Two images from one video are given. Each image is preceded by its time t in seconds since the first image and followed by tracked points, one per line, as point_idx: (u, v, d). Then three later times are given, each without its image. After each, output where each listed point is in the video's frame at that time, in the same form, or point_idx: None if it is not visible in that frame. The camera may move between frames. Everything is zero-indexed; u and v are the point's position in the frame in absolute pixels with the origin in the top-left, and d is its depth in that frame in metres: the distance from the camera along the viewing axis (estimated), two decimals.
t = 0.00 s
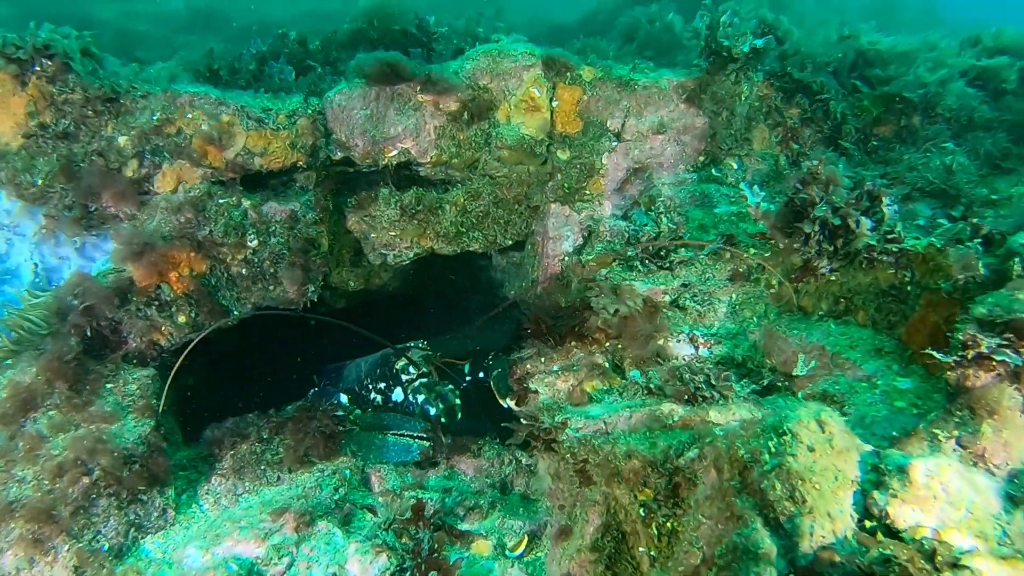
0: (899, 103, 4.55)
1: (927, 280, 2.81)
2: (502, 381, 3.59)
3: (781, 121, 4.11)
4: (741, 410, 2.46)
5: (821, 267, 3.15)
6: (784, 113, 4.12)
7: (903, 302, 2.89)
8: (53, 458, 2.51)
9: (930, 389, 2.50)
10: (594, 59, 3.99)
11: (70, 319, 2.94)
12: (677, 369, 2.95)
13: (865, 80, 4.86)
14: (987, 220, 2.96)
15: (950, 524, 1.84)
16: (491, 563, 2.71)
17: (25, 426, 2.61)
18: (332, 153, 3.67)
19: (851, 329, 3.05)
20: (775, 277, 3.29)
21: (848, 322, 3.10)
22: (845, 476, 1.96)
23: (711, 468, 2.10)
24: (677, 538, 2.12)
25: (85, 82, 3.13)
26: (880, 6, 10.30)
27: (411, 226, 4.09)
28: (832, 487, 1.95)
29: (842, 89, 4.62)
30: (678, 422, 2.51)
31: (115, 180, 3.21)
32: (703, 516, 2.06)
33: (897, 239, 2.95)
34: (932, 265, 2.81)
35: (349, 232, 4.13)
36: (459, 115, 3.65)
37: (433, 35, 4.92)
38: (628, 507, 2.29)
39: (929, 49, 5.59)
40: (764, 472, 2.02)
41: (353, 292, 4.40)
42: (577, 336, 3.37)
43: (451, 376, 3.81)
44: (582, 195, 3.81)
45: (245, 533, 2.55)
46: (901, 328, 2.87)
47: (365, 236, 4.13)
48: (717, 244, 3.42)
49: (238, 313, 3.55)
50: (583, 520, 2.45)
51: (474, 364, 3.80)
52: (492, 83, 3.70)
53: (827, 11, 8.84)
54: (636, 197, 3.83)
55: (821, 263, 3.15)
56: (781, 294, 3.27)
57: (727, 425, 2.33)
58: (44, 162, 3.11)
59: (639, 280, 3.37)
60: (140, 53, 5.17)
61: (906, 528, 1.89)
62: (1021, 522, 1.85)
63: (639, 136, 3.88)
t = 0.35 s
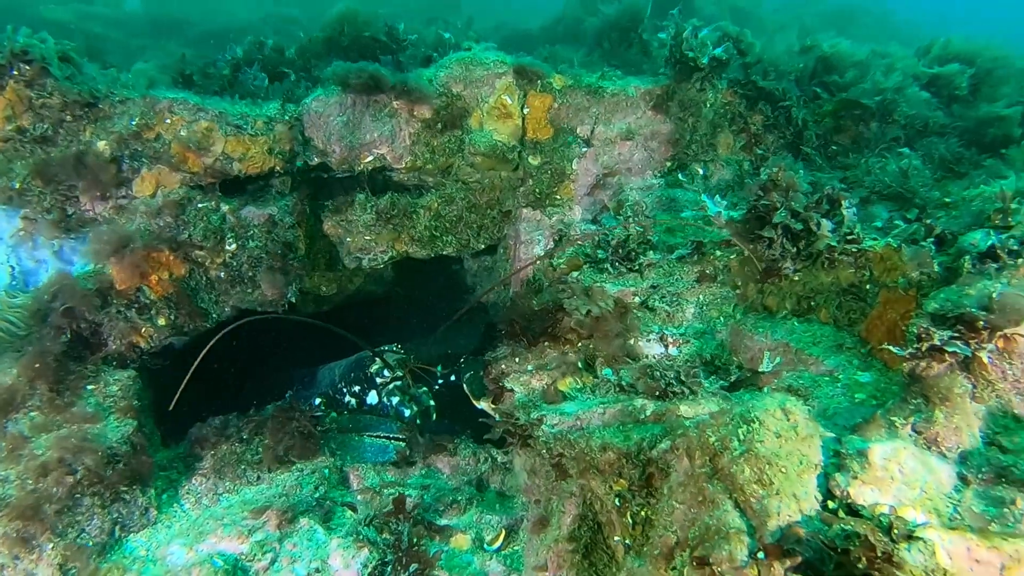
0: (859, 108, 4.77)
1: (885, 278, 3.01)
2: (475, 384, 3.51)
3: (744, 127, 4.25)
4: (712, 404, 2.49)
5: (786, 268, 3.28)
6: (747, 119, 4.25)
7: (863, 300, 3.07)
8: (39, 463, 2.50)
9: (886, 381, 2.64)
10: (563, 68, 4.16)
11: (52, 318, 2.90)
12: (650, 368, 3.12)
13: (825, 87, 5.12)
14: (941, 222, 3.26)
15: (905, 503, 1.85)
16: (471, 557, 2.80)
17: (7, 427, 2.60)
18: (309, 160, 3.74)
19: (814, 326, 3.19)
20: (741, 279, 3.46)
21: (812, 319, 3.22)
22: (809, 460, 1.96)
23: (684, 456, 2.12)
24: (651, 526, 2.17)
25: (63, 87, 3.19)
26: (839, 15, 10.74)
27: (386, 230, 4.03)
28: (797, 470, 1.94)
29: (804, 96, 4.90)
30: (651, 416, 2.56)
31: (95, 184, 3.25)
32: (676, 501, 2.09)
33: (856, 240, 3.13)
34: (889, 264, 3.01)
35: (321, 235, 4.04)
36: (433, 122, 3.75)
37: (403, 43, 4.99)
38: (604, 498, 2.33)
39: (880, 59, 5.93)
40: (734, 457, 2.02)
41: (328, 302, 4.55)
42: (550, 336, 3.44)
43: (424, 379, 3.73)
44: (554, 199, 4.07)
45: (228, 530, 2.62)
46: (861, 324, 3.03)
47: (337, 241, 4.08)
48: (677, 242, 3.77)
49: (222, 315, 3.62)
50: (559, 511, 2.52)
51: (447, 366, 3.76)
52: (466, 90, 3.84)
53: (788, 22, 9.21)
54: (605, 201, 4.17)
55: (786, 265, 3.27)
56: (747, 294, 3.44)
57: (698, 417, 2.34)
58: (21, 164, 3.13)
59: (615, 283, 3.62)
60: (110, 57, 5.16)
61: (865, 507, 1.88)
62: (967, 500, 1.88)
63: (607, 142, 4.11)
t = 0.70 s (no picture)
0: (824, 113, 5.00)
1: (850, 280, 3.17)
2: (456, 383, 3.63)
3: (716, 132, 4.38)
4: (689, 404, 2.58)
5: (758, 271, 3.45)
6: (719, 124, 4.38)
7: (830, 302, 3.24)
8: (30, 462, 2.52)
9: (853, 380, 2.81)
10: (540, 74, 4.29)
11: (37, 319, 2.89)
12: (630, 366, 3.25)
13: (792, 92, 5.43)
14: (900, 228, 3.50)
15: (870, 495, 1.93)
16: (456, 549, 2.92)
17: None
18: (293, 163, 3.78)
19: (784, 326, 3.36)
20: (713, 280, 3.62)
21: (782, 320, 3.40)
22: (781, 456, 1.96)
23: (664, 453, 2.14)
24: (632, 520, 2.26)
25: (47, 90, 3.16)
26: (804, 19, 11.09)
27: (369, 232, 4.11)
28: (771, 465, 1.94)
29: (774, 102, 5.15)
30: (630, 414, 2.68)
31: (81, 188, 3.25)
32: (657, 496, 2.13)
33: (824, 245, 3.31)
34: (853, 268, 3.17)
35: (306, 239, 4.14)
36: (415, 126, 3.82)
37: (379, 44, 5.00)
38: (587, 493, 2.46)
39: (844, 66, 6.20)
40: (712, 454, 1.99)
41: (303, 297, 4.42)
42: (530, 335, 3.53)
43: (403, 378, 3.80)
44: (532, 203, 4.22)
45: (219, 528, 2.66)
46: (828, 325, 3.19)
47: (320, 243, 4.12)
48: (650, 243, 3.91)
49: (206, 315, 3.63)
50: (544, 506, 2.63)
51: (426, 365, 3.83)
52: (446, 95, 3.91)
53: (756, 25, 9.47)
54: (583, 203, 4.31)
55: (758, 267, 3.44)
56: (720, 296, 3.61)
57: (679, 415, 2.41)
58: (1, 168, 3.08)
59: (592, 283, 3.71)
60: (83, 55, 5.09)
61: (833, 500, 1.93)
62: (927, 492, 1.99)
63: (584, 145, 4.32)
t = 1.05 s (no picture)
0: (806, 109, 5.10)
1: (836, 274, 3.28)
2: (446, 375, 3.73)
3: (699, 128, 4.52)
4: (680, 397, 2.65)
5: (742, 265, 3.56)
6: (703, 120, 4.50)
7: (815, 296, 3.35)
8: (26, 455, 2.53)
9: (838, 371, 2.91)
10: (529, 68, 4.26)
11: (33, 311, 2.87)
12: (620, 358, 3.30)
13: (774, 87, 5.54)
14: (885, 223, 3.61)
15: (863, 482, 2.02)
16: (450, 539, 2.93)
17: None
18: (286, 156, 3.73)
19: (769, 319, 3.44)
20: (696, 273, 3.73)
21: (767, 312, 3.48)
22: (777, 446, 2.07)
23: (663, 444, 2.17)
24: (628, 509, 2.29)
25: (41, 80, 3.09)
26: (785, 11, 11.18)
27: (360, 226, 4.11)
28: (767, 455, 2.04)
29: (755, 98, 5.25)
30: (622, 406, 2.74)
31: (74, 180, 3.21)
32: (656, 486, 2.16)
33: (808, 241, 3.42)
34: (840, 263, 3.28)
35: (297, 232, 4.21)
36: (407, 122, 3.79)
37: (366, 36, 4.72)
38: (582, 483, 2.49)
39: (825, 61, 6.30)
40: (711, 445, 2.05)
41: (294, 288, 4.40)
42: (521, 329, 3.61)
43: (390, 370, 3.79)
44: (520, 197, 4.23)
45: (216, 520, 2.68)
46: (813, 317, 3.30)
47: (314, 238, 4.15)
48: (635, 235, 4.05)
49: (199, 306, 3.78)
50: (539, 496, 2.65)
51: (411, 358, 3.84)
52: (438, 90, 3.84)
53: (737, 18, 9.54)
54: (569, 197, 4.31)
55: (743, 262, 3.55)
56: (706, 289, 3.72)
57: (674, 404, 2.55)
58: None
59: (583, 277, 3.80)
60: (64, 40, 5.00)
61: (827, 488, 2.03)
62: (917, 478, 2.12)
63: (571, 141, 4.31)
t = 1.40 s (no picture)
0: (796, 99, 5.14)
1: (832, 262, 3.27)
2: (440, 363, 3.74)
3: (691, 116, 4.53)
4: (677, 387, 2.65)
5: (737, 253, 3.50)
6: (694, 107, 4.52)
7: (812, 283, 3.37)
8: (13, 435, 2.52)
9: (835, 358, 2.94)
10: (524, 53, 4.18)
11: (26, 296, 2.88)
12: (617, 344, 3.31)
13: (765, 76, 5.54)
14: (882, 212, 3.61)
15: (866, 466, 2.09)
16: (447, 525, 2.92)
17: None
18: (281, 141, 3.63)
19: (765, 306, 3.46)
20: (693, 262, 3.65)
21: (762, 299, 3.50)
22: (780, 430, 2.10)
23: (667, 429, 2.21)
24: (632, 493, 2.36)
25: (32, 62, 3.01)
26: None
27: (355, 211, 4.00)
28: (773, 440, 2.07)
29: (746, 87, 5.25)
30: (621, 393, 2.76)
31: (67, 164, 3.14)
32: (661, 470, 2.18)
33: (806, 228, 3.41)
34: (837, 250, 3.27)
35: (293, 217, 4.00)
36: (402, 106, 3.67)
37: (356, 21, 4.63)
38: (583, 468, 2.54)
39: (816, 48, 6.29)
40: (717, 428, 2.10)
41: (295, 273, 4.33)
42: (516, 315, 3.59)
43: (382, 358, 3.85)
44: (513, 183, 4.18)
45: (214, 507, 2.67)
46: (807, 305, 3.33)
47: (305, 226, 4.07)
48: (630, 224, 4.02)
49: (192, 292, 3.62)
50: (539, 482, 2.68)
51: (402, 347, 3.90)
52: (432, 75, 3.70)
53: (726, 2, 9.43)
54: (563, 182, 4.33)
55: (738, 249, 3.49)
56: (699, 279, 3.64)
57: (674, 391, 2.60)
58: None
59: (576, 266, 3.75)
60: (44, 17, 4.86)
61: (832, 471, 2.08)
62: (917, 463, 2.19)
63: (565, 128, 4.28)
